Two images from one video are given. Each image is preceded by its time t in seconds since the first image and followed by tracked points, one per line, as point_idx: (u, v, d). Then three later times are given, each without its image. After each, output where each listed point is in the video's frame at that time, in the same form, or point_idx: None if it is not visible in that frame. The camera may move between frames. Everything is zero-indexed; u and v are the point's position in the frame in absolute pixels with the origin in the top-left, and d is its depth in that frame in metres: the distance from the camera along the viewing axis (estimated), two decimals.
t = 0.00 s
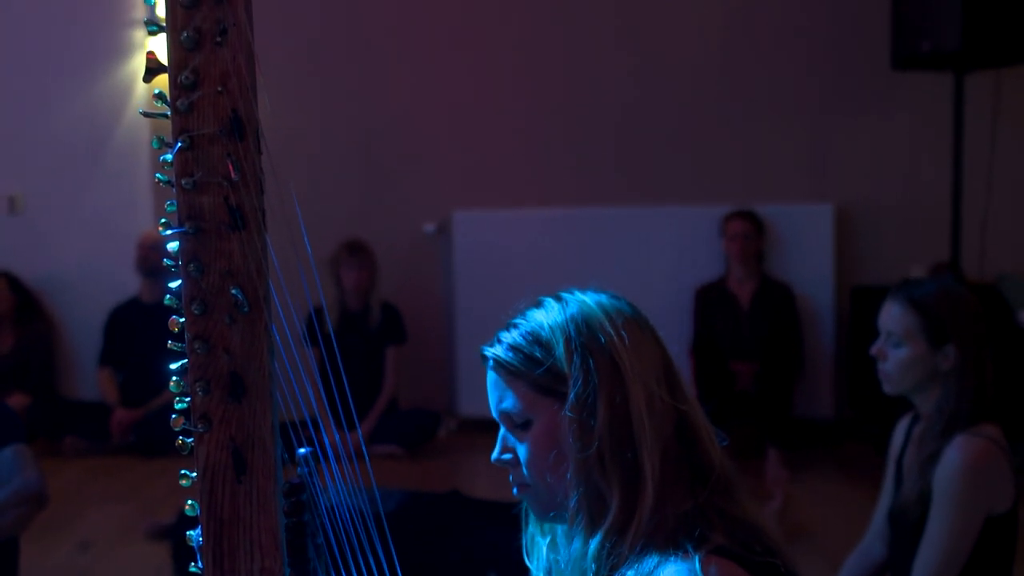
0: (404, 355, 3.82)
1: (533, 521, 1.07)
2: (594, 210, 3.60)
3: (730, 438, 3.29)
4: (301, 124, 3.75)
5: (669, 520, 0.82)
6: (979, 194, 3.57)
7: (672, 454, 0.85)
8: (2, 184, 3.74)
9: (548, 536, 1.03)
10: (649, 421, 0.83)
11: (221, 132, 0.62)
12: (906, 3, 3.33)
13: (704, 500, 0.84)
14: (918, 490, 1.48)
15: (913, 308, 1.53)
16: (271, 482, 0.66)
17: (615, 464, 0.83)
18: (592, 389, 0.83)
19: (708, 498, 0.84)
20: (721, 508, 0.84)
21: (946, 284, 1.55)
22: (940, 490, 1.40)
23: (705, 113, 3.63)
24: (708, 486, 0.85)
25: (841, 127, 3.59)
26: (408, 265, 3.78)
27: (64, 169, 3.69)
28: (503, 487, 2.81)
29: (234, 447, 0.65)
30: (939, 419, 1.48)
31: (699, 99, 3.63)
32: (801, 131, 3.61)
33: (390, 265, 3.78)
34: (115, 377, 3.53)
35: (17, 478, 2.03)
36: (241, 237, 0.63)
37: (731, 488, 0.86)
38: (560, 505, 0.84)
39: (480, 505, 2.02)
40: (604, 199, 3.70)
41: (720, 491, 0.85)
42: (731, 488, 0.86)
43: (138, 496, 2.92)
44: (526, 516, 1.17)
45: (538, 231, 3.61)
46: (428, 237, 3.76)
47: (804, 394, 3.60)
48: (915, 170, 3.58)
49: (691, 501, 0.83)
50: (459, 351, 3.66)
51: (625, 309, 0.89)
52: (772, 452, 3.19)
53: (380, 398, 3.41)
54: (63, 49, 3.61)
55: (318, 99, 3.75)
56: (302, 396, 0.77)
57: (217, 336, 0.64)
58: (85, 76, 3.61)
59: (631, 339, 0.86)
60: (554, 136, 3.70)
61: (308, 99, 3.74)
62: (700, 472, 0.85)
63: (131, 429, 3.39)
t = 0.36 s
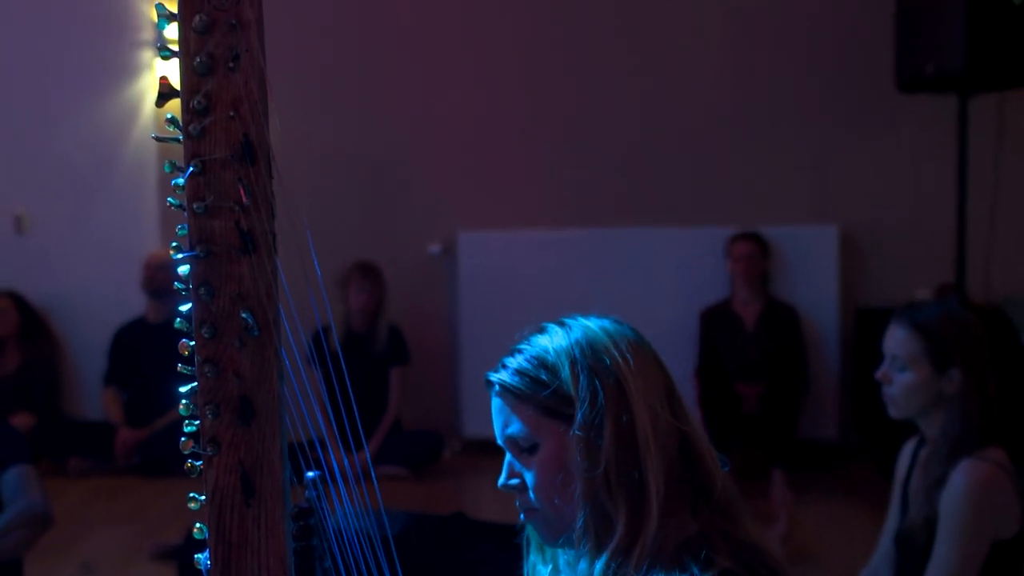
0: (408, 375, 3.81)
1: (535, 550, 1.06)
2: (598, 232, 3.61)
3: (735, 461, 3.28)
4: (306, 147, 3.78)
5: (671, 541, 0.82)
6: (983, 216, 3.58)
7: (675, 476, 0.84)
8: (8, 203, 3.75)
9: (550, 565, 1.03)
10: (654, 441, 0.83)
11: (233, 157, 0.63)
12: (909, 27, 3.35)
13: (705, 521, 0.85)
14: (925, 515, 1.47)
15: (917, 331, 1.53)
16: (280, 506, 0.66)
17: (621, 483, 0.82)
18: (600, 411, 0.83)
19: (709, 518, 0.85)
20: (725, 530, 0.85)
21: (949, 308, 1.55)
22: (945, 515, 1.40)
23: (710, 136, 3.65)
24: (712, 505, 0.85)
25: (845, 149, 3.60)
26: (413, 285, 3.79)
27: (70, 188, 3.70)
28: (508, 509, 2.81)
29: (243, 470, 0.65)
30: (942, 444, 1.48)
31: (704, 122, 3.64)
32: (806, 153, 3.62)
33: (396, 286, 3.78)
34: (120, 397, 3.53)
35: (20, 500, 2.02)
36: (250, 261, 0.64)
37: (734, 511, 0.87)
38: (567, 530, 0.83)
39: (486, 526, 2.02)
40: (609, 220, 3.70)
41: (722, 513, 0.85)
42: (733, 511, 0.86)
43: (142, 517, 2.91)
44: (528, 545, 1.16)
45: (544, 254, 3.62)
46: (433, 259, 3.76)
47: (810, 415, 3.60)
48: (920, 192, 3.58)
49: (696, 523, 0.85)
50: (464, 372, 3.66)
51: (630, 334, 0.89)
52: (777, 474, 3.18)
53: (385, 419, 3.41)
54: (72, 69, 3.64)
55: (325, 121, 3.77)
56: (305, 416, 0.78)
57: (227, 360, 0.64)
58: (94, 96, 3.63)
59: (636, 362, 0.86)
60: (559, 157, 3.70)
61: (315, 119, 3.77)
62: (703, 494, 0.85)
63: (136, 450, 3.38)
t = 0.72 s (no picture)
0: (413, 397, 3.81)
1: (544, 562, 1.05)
2: (603, 252, 3.60)
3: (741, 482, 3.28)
4: (307, 170, 3.78)
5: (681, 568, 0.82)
6: (987, 235, 3.58)
7: (685, 501, 0.84)
8: (13, 225, 3.77)
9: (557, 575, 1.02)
10: (663, 467, 0.83)
11: (236, 183, 0.68)
12: (909, 49, 3.37)
13: (715, 547, 0.85)
14: (931, 535, 1.47)
15: (921, 352, 1.52)
16: (283, 528, 0.69)
17: (629, 509, 0.82)
18: (608, 435, 0.83)
19: (720, 544, 0.85)
20: (734, 555, 0.85)
21: (953, 329, 1.55)
22: (952, 536, 1.39)
23: (713, 156, 3.65)
24: (722, 530, 0.85)
25: (848, 169, 3.60)
26: (416, 307, 3.78)
27: (75, 211, 3.72)
28: (513, 531, 2.80)
29: (246, 493, 0.69)
30: (948, 466, 1.47)
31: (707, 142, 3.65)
32: (810, 173, 3.62)
33: (399, 308, 3.78)
34: (125, 419, 3.53)
35: (25, 522, 2.04)
36: (254, 285, 0.68)
37: (743, 535, 0.87)
38: (575, 554, 0.84)
39: (493, 549, 2.01)
40: (614, 241, 3.70)
41: (732, 537, 0.86)
42: (743, 535, 0.87)
43: (146, 540, 2.91)
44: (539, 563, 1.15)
45: (549, 274, 3.61)
46: (438, 280, 3.76)
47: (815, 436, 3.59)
48: (923, 211, 3.58)
49: (706, 548, 0.84)
50: (467, 393, 3.66)
51: (639, 356, 0.88)
52: (782, 494, 3.17)
53: (390, 440, 3.41)
54: (77, 92, 3.65)
55: (327, 143, 3.78)
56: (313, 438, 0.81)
57: (230, 382, 0.69)
58: (97, 118, 3.64)
59: (646, 385, 0.86)
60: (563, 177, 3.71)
61: (318, 142, 3.78)
62: (714, 519, 0.86)
63: (140, 471, 3.37)
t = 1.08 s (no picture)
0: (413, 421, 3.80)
1: None
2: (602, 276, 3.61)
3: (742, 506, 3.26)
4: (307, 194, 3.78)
5: None
6: (988, 258, 3.58)
7: (688, 530, 0.84)
8: (16, 249, 3.77)
9: None
10: (666, 495, 0.82)
11: (234, 212, 0.69)
12: (910, 73, 3.37)
13: None
14: (932, 561, 1.46)
15: (921, 378, 1.52)
16: (280, 557, 0.71)
17: (632, 536, 0.82)
18: (610, 462, 0.82)
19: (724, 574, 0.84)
20: None
21: (953, 354, 1.55)
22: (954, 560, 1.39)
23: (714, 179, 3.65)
24: (725, 560, 0.85)
25: (849, 192, 3.61)
26: (414, 330, 3.76)
27: (76, 235, 3.72)
28: (514, 557, 2.79)
29: (244, 522, 0.70)
30: (949, 489, 1.47)
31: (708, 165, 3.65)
32: (811, 197, 3.62)
33: (398, 333, 3.77)
34: (124, 442, 3.52)
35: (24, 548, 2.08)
36: (252, 314, 0.70)
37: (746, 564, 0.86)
38: None
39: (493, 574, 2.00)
40: (615, 265, 3.68)
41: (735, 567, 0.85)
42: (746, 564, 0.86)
43: (145, 565, 2.89)
44: None
45: (551, 297, 3.61)
46: (438, 304, 3.75)
47: (817, 459, 3.58)
48: (923, 234, 3.59)
49: None
50: (467, 417, 3.65)
51: (643, 384, 0.88)
52: (784, 518, 3.16)
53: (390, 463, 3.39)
54: (77, 118, 3.67)
55: (327, 167, 3.78)
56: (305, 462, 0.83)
57: (228, 410, 0.70)
58: (97, 144, 3.65)
59: (649, 412, 0.85)
60: (564, 202, 3.69)
61: (316, 166, 3.77)
62: (717, 548, 0.85)
63: (140, 495, 3.35)
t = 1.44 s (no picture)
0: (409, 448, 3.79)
1: None
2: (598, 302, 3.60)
3: (741, 536, 3.25)
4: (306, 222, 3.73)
5: None
6: (985, 285, 3.59)
7: (684, 564, 0.83)
8: (12, 275, 3.75)
9: None
10: (661, 529, 0.82)
11: (233, 243, 0.72)
12: (905, 98, 3.37)
13: None
14: None
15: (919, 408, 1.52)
16: None
17: (628, 570, 0.81)
18: (605, 494, 0.82)
19: None
20: None
21: (950, 384, 1.55)
22: None
23: (712, 206, 3.65)
24: None
25: (848, 218, 3.61)
26: (407, 356, 3.74)
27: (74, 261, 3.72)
28: None
29: (240, 553, 0.73)
30: (946, 521, 1.48)
31: (705, 192, 3.65)
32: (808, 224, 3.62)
33: (392, 359, 3.74)
34: (120, 468, 3.50)
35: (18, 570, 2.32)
36: (250, 345, 0.72)
37: None
38: None
39: None
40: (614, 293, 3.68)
41: None
42: None
43: None
44: None
45: (548, 323, 3.61)
46: (436, 330, 3.71)
47: (816, 488, 3.56)
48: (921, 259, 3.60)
49: None
50: (465, 444, 3.63)
51: (641, 415, 0.88)
52: (783, 547, 3.14)
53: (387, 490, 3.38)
54: (74, 144, 3.68)
55: (324, 195, 3.77)
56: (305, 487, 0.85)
57: (225, 442, 0.73)
58: (95, 169, 3.67)
59: (646, 445, 0.85)
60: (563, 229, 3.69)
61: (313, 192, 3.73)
62: None
63: (136, 522, 3.33)
